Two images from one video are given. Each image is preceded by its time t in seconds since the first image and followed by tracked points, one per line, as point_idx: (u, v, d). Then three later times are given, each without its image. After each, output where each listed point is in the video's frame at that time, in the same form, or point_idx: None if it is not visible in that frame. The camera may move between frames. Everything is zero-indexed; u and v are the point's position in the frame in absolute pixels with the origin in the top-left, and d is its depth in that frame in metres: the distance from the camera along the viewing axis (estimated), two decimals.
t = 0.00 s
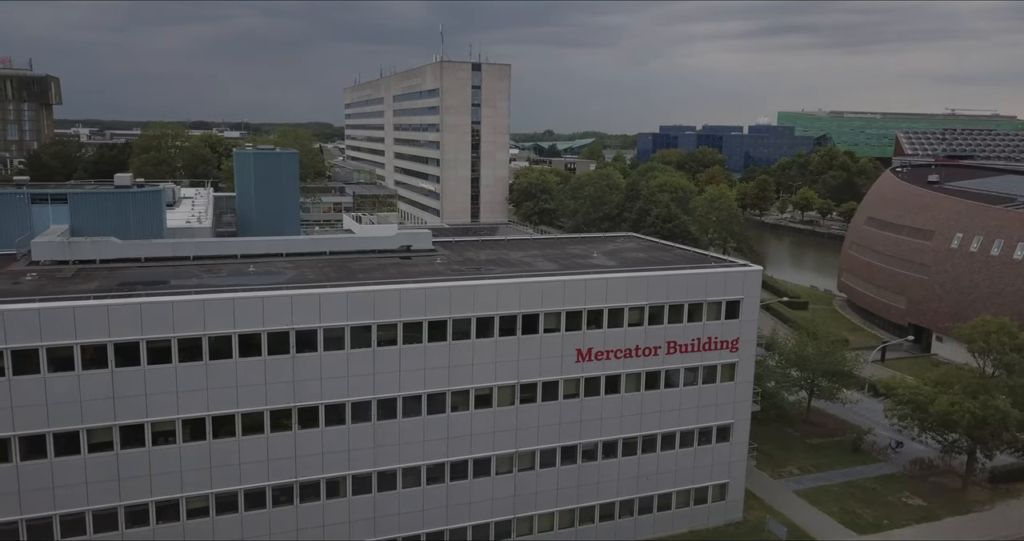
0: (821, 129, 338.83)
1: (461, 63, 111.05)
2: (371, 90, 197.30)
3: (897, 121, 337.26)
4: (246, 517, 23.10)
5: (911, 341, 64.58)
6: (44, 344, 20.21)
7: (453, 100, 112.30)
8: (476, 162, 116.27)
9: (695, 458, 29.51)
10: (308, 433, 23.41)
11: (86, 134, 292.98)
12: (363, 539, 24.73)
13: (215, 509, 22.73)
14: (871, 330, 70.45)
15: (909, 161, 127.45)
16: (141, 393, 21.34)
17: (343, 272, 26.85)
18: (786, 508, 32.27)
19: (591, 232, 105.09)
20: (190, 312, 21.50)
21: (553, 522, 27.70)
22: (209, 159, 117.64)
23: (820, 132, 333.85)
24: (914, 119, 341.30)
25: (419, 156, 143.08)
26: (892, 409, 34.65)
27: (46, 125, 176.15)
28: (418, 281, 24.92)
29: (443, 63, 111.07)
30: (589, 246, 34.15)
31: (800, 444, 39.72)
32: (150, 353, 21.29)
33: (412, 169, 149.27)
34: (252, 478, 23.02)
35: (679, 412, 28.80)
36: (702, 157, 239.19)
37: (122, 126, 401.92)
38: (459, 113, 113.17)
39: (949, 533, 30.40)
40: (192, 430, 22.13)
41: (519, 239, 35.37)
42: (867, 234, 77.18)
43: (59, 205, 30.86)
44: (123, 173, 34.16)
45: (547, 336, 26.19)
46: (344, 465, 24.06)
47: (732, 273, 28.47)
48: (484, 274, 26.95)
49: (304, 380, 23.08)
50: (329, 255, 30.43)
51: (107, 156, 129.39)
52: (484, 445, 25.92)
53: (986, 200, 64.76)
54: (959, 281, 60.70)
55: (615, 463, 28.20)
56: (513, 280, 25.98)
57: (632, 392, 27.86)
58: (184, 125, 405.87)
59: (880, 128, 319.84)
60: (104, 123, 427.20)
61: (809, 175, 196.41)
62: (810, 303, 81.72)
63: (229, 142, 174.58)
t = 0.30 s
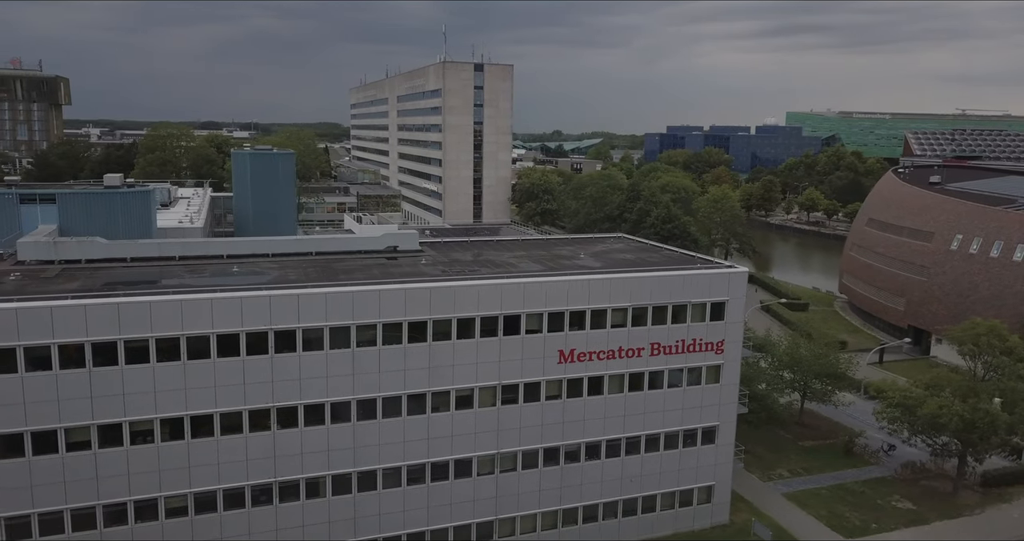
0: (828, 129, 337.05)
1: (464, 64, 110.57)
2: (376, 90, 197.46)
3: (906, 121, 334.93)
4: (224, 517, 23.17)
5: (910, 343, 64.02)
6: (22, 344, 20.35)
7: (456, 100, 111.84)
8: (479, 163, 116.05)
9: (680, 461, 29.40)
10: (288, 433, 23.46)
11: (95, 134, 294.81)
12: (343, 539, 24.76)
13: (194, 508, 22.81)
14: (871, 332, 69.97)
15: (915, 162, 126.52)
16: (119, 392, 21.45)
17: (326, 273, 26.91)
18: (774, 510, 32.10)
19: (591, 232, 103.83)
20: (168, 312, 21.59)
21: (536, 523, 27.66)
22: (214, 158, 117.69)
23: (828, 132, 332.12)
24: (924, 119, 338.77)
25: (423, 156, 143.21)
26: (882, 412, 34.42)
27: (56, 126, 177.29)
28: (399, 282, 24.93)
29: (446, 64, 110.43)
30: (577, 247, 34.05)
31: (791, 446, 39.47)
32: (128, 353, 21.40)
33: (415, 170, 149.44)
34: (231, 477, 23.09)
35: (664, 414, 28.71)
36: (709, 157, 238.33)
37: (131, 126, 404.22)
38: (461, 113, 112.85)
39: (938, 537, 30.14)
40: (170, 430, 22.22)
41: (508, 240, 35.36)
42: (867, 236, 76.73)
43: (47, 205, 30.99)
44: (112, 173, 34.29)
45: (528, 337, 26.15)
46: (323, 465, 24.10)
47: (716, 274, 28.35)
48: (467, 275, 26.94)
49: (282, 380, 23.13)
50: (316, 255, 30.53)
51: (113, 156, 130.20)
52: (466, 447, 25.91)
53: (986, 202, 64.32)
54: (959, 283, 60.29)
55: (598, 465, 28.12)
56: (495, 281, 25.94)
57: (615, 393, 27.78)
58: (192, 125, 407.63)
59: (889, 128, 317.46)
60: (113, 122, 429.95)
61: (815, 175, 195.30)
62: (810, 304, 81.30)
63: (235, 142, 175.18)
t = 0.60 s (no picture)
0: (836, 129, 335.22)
1: (467, 64, 110.19)
2: (381, 90, 197.62)
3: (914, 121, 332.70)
4: (205, 517, 23.25)
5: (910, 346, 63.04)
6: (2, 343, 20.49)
7: (459, 100, 111.51)
8: (481, 163, 115.86)
9: (665, 462, 29.30)
10: (268, 433, 23.52)
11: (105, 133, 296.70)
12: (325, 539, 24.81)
13: (174, 507, 22.91)
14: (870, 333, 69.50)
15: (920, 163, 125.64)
16: (99, 392, 21.56)
17: (309, 273, 26.99)
18: (762, 513, 31.94)
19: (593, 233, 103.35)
20: (147, 312, 21.71)
21: (519, 524, 27.62)
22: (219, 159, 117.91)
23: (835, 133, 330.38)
24: (933, 119, 336.37)
25: (426, 157, 143.15)
26: (872, 414, 34.23)
27: (65, 126, 178.39)
28: (380, 283, 24.96)
29: (449, 64, 109.95)
30: (566, 248, 34.02)
31: (783, 449, 39.28)
32: (108, 353, 21.52)
33: (419, 170, 149.61)
34: (212, 477, 23.17)
35: (649, 416, 28.62)
36: (715, 157, 237.34)
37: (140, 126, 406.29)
38: (464, 113, 112.53)
39: None
40: (150, 429, 22.32)
41: (497, 241, 35.34)
42: (867, 237, 76.32)
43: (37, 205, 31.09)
44: (103, 174, 34.47)
45: (511, 338, 26.13)
46: (304, 465, 24.16)
47: (701, 276, 28.26)
48: (450, 276, 26.94)
49: (262, 381, 23.20)
50: (302, 255, 30.62)
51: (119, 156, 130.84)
52: (448, 447, 25.91)
53: (986, 203, 63.86)
54: (958, 285, 59.92)
55: (582, 466, 28.08)
56: (478, 282, 25.93)
57: (599, 395, 27.73)
58: (201, 125, 409.53)
59: (898, 128, 315.19)
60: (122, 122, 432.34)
61: (822, 175, 194.19)
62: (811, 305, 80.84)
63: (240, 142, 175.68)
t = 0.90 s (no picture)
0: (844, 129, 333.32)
1: (470, 65, 110.16)
2: (386, 91, 197.91)
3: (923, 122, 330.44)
4: (186, 516, 23.34)
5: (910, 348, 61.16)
6: None
7: (461, 101, 111.51)
8: (484, 163, 115.79)
9: (651, 464, 29.23)
10: (249, 432, 23.59)
11: (114, 133, 298.85)
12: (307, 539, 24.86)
13: (155, 506, 23.01)
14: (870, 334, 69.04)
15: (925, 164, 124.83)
16: (79, 391, 21.67)
17: (294, 273, 27.09)
18: (749, 515, 31.78)
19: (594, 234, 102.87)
20: (127, 312, 21.83)
21: (503, 525, 27.59)
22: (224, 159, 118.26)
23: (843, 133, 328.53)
24: (942, 120, 333.88)
25: (429, 157, 143.23)
26: (862, 416, 33.99)
27: (75, 126, 179.77)
28: (363, 283, 25.01)
29: (451, 65, 109.96)
30: (554, 248, 33.98)
31: (775, 451, 39.08)
32: (88, 352, 21.64)
33: (422, 170, 149.75)
34: (192, 476, 23.26)
35: (634, 417, 28.54)
36: (722, 158, 236.47)
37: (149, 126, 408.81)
38: (467, 114, 112.48)
39: None
40: (131, 429, 22.44)
41: (487, 242, 35.35)
42: (868, 238, 75.84)
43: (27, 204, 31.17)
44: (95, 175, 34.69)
45: (493, 339, 26.11)
46: (286, 465, 24.23)
47: (686, 277, 28.18)
48: (434, 276, 26.96)
49: (243, 380, 23.27)
50: (290, 256, 30.74)
51: (125, 156, 131.59)
52: (431, 448, 25.93)
53: (986, 204, 63.41)
54: (958, 286, 59.51)
55: (567, 467, 28.03)
56: (460, 282, 25.91)
57: (583, 396, 27.68)
58: (210, 125, 411.36)
59: (908, 129, 312.89)
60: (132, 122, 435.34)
61: (828, 176, 193.17)
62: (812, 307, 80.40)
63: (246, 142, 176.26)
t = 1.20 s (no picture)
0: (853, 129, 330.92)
1: (473, 65, 110.12)
2: (392, 91, 198.07)
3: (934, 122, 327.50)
4: (165, 515, 23.48)
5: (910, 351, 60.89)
6: None
7: (465, 101, 111.46)
8: (487, 163, 115.66)
9: (635, 466, 29.14)
10: (229, 432, 23.70)
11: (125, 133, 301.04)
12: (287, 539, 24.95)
13: (135, 505, 23.16)
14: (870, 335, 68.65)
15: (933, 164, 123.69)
16: (58, 390, 21.82)
17: (277, 274, 27.20)
18: (736, 518, 31.64)
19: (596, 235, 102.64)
20: (106, 312, 21.97)
21: (485, 526, 27.59)
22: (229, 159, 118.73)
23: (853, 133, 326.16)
24: (954, 120, 330.52)
25: (433, 157, 143.27)
26: (851, 419, 33.74)
27: (86, 126, 181.19)
28: (344, 283, 25.08)
29: (454, 65, 109.93)
30: (542, 249, 33.92)
31: (766, 453, 38.86)
32: (68, 352, 21.81)
33: (427, 170, 149.80)
34: (171, 475, 23.39)
35: (618, 418, 28.47)
36: (729, 158, 235.28)
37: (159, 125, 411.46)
38: (470, 114, 112.40)
39: None
40: (110, 428, 22.58)
41: (476, 243, 35.33)
42: (869, 239, 75.32)
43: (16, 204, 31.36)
44: (87, 176, 34.94)
45: (475, 339, 26.12)
46: (265, 464, 24.31)
47: (670, 278, 28.09)
48: (417, 277, 26.99)
49: (222, 380, 23.37)
50: (277, 256, 30.87)
51: (133, 156, 132.45)
52: (412, 448, 25.95)
53: (988, 205, 62.79)
54: (958, 288, 58.96)
55: (549, 469, 27.96)
56: (442, 283, 25.93)
57: (566, 397, 27.62)
58: (220, 125, 413.76)
59: (919, 129, 310.00)
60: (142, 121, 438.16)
61: (836, 177, 191.75)
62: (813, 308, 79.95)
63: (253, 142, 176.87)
